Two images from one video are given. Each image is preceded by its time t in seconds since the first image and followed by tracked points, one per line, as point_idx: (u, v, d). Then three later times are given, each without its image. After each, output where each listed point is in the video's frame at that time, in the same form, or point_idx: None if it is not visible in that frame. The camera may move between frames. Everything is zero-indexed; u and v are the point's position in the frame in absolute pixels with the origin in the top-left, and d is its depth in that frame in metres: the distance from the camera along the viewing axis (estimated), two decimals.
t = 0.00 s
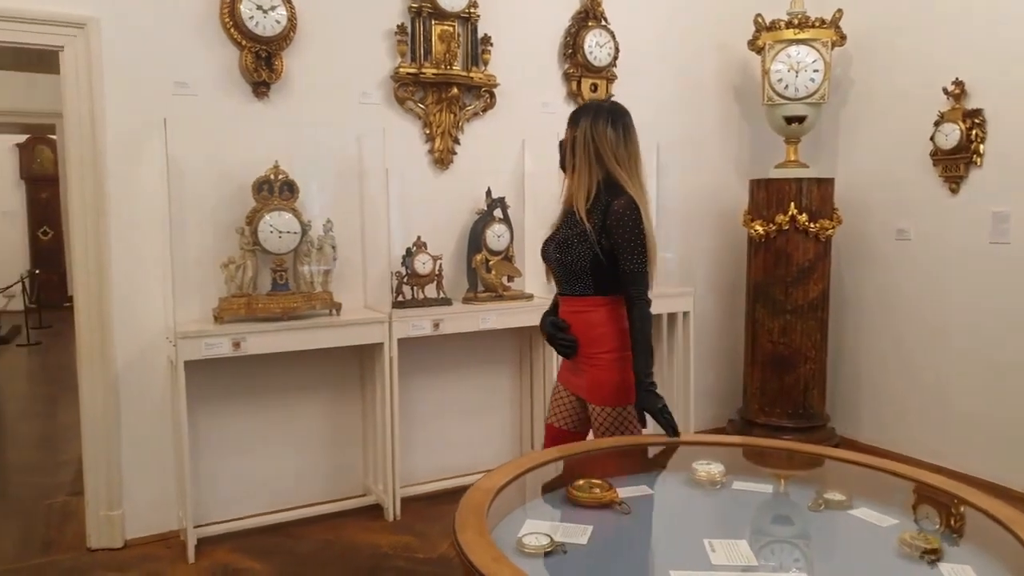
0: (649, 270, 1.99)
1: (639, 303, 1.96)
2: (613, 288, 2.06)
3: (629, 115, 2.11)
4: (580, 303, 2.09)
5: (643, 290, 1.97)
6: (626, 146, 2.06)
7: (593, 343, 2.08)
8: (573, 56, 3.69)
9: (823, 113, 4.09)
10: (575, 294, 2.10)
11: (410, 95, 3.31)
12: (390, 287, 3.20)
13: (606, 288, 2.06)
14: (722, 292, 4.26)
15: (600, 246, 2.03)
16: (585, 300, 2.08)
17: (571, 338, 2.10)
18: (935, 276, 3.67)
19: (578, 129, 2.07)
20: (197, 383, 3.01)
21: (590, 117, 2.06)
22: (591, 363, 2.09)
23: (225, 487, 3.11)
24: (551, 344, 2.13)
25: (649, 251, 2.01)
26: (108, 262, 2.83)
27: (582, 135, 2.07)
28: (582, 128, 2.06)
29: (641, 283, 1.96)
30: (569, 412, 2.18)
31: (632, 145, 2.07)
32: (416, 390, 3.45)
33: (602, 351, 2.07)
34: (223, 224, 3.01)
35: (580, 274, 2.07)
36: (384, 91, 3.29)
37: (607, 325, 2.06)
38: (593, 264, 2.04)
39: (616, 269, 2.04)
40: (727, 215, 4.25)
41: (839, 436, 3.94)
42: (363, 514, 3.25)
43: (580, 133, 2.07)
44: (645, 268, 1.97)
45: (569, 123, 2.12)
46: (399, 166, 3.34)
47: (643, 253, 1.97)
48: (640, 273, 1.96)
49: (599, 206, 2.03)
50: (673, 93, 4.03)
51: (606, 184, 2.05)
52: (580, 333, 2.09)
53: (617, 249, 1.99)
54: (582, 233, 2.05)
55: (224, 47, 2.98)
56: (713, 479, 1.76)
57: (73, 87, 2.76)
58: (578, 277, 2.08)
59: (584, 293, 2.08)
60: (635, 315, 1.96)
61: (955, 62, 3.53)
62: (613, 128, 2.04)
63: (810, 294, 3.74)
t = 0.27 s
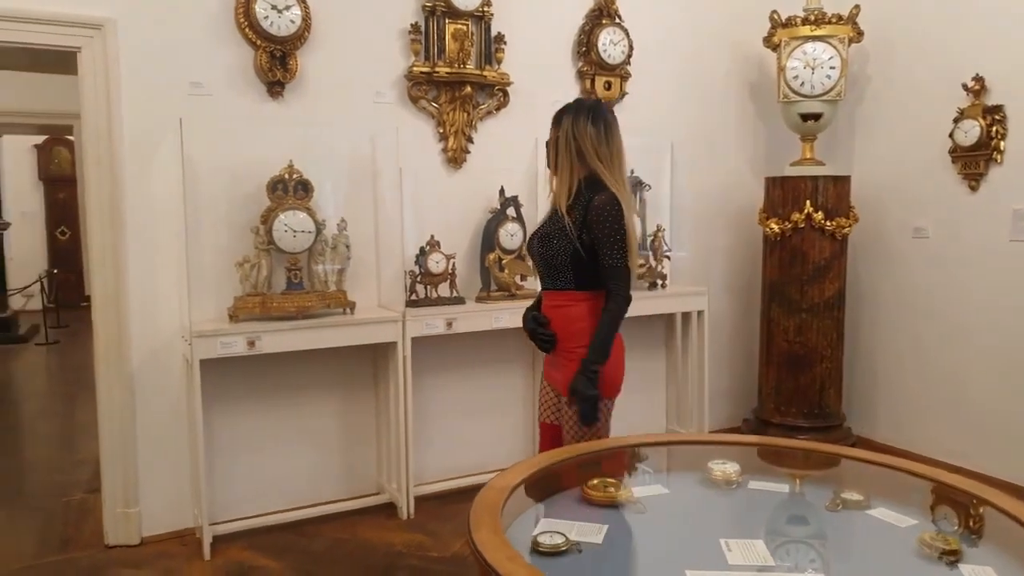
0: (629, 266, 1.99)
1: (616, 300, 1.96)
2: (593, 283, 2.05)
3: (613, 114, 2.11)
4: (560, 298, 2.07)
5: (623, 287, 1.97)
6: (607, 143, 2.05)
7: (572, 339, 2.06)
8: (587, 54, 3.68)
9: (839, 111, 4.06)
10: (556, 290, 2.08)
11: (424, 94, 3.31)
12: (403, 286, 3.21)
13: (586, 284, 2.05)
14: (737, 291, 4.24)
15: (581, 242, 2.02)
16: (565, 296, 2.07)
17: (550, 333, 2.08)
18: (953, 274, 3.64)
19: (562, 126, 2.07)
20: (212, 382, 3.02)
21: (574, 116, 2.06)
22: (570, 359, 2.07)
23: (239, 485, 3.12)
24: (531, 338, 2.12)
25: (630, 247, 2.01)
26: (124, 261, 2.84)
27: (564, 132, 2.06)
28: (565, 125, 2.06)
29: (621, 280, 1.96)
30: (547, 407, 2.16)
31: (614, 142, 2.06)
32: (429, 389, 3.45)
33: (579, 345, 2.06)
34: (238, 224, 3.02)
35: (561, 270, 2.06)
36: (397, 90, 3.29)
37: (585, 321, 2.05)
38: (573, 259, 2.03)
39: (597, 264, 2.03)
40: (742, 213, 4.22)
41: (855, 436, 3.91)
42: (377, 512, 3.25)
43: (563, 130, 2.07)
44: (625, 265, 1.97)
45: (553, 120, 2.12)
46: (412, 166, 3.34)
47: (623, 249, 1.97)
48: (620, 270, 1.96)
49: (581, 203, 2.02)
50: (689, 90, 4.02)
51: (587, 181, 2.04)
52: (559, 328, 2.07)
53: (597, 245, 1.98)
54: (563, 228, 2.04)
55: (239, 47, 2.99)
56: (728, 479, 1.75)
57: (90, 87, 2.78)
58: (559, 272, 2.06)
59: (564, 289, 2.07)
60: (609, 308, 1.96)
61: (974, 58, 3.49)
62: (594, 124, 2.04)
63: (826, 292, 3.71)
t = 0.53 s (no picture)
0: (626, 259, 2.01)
1: (610, 290, 1.98)
2: (587, 277, 2.06)
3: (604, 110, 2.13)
4: (551, 294, 2.09)
5: (620, 278, 1.99)
6: (600, 139, 2.07)
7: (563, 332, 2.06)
8: (606, 52, 3.66)
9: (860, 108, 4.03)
10: (549, 285, 2.10)
11: (442, 91, 3.31)
12: (421, 284, 3.21)
13: (579, 278, 2.06)
14: (755, 290, 4.22)
15: (577, 238, 2.04)
16: (558, 291, 2.07)
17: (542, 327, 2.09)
18: (976, 274, 3.60)
19: (555, 125, 2.09)
20: (231, 378, 3.04)
21: (566, 113, 2.08)
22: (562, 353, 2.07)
23: (257, 480, 3.14)
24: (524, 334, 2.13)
25: (625, 241, 2.04)
26: (145, 257, 2.87)
27: (557, 131, 2.08)
28: (558, 124, 2.08)
29: (618, 272, 1.99)
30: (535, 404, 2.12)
31: (606, 137, 2.08)
32: (446, 386, 3.46)
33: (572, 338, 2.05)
34: (257, 220, 3.04)
35: (555, 264, 2.07)
36: (416, 87, 3.30)
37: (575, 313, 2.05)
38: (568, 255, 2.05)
39: (591, 258, 2.05)
40: (761, 212, 4.20)
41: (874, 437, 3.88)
42: (394, 508, 3.26)
43: (556, 128, 2.08)
44: (623, 257, 2.00)
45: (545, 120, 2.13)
46: (430, 163, 3.34)
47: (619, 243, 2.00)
48: (617, 262, 1.99)
49: (576, 199, 2.04)
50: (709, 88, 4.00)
51: (582, 178, 2.07)
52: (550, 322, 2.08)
53: (594, 240, 2.00)
54: (557, 224, 2.06)
55: (259, 45, 3.00)
56: (748, 479, 1.75)
57: (112, 85, 2.80)
58: (554, 268, 2.07)
59: (557, 283, 2.08)
60: (599, 299, 1.98)
61: (998, 55, 3.45)
62: (586, 121, 2.06)
63: (847, 292, 3.69)
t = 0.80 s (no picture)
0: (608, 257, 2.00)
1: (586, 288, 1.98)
2: (568, 275, 2.06)
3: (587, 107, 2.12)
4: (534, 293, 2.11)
5: (599, 276, 1.98)
6: (580, 138, 2.06)
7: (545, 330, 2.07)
8: (621, 47, 3.65)
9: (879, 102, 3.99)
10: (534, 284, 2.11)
11: (457, 87, 3.31)
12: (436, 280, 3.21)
13: (560, 277, 2.06)
14: (772, 285, 4.19)
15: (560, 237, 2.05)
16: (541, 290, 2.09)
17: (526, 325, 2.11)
18: (997, 269, 3.56)
19: (537, 126, 2.09)
20: (248, 374, 3.06)
21: (546, 114, 2.08)
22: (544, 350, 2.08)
23: (275, 475, 3.16)
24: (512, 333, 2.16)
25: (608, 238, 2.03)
26: (164, 254, 2.89)
27: (539, 132, 2.09)
28: (540, 125, 2.08)
29: (597, 270, 1.98)
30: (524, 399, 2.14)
31: (587, 135, 2.07)
32: (462, 382, 3.46)
33: (554, 336, 2.05)
34: (274, 217, 3.05)
35: (537, 264, 2.09)
36: (431, 84, 3.30)
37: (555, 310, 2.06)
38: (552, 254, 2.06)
39: (572, 256, 2.05)
40: (778, 207, 4.17)
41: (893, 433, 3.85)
42: (411, 504, 3.27)
43: (538, 129, 2.09)
44: (604, 255, 1.99)
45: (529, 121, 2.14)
46: (445, 160, 3.34)
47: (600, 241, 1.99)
48: (596, 261, 1.98)
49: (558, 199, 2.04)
50: (725, 82, 3.97)
51: (564, 178, 2.07)
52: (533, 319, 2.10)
53: (574, 239, 2.01)
54: (539, 225, 2.08)
55: (276, 42, 3.01)
56: (767, 476, 1.74)
57: (131, 84, 2.82)
58: (538, 267, 2.09)
59: (541, 282, 2.09)
60: (573, 296, 1.98)
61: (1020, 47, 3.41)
62: (565, 121, 2.05)
63: (864, 288, 3.66)
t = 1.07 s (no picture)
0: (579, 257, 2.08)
1: (558, 287, 2.05)
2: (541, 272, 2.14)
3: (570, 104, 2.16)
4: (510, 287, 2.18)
5: (570, 276, 2.06)
6: (557, 138, 2.11)
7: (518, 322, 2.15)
8: (640, 41, 3.63)
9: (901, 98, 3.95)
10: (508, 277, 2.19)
11: (475, 82, 3.31)
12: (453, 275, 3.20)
13: (534, 273, 2.14)
14: (790, 282, 4.16)
15: (532, 234, 2.12)
16: (516, 285, 2.17)
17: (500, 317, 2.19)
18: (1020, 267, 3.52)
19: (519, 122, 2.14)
20: (266, 368, 3.08)
21: (525, 114, 2.13)
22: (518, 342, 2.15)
23: (292, 468, 3.18)
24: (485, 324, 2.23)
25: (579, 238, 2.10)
26: (183, 248, 2.91)
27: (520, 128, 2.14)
28: (520, 122, 2.13)
29: (568, 270, 2.05)
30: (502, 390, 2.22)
31: (564, 135, 2.12)
32: (478, 378, 3.47)
33: (526, 328, 2.13)
34: (292, 212, 3.06)
35: (512, 260, 2.16)
36: (449, 79, 3.30)
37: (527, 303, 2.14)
38: (526, 250, 2.13)
39: (545, 253, 2.12)
40: (797, 203, 4.14)
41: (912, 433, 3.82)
42: (426, 499, 3.28)
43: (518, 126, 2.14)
44: (574, 256, 2.06)
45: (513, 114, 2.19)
46: (462, 155, 3.34)
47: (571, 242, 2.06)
48: (567, 262, 2.05)
49: (533, 197, 2.11)
50: (745, 77, 3.94)
51: (541, 177, 2.14)
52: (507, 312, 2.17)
53: (547, 238, 2.08)
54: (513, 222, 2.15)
55: (295, 37, 3.02)
56: (785, 473, 1.73)
57: (151, 78, 2.84)
58: (511, 262, 2.16)
59: (514, 275, 2.17)
60: (545, 293, 2.06)
61: None
62: (543, 121, 2.10)
63: (884, 286, 3.62)
